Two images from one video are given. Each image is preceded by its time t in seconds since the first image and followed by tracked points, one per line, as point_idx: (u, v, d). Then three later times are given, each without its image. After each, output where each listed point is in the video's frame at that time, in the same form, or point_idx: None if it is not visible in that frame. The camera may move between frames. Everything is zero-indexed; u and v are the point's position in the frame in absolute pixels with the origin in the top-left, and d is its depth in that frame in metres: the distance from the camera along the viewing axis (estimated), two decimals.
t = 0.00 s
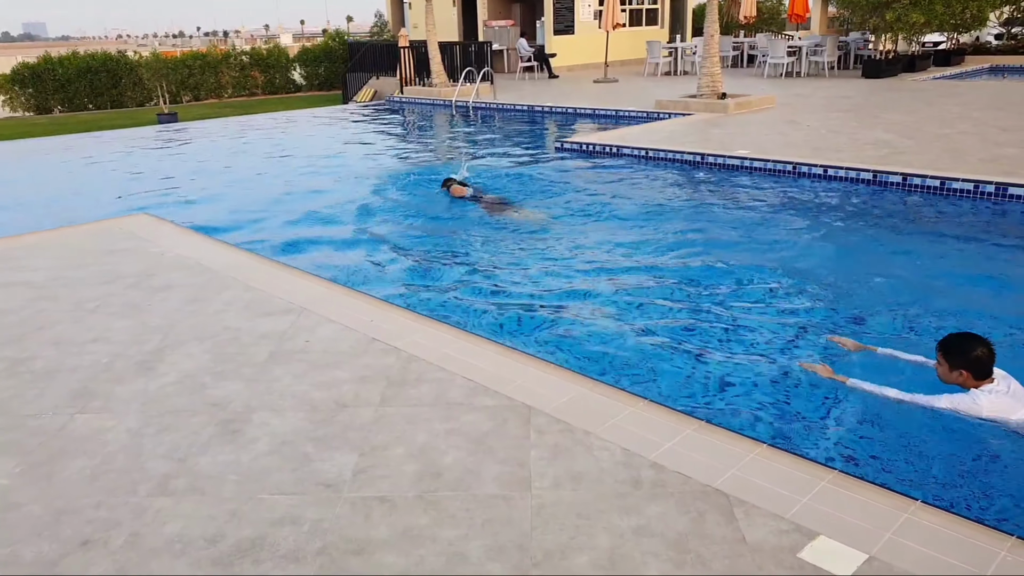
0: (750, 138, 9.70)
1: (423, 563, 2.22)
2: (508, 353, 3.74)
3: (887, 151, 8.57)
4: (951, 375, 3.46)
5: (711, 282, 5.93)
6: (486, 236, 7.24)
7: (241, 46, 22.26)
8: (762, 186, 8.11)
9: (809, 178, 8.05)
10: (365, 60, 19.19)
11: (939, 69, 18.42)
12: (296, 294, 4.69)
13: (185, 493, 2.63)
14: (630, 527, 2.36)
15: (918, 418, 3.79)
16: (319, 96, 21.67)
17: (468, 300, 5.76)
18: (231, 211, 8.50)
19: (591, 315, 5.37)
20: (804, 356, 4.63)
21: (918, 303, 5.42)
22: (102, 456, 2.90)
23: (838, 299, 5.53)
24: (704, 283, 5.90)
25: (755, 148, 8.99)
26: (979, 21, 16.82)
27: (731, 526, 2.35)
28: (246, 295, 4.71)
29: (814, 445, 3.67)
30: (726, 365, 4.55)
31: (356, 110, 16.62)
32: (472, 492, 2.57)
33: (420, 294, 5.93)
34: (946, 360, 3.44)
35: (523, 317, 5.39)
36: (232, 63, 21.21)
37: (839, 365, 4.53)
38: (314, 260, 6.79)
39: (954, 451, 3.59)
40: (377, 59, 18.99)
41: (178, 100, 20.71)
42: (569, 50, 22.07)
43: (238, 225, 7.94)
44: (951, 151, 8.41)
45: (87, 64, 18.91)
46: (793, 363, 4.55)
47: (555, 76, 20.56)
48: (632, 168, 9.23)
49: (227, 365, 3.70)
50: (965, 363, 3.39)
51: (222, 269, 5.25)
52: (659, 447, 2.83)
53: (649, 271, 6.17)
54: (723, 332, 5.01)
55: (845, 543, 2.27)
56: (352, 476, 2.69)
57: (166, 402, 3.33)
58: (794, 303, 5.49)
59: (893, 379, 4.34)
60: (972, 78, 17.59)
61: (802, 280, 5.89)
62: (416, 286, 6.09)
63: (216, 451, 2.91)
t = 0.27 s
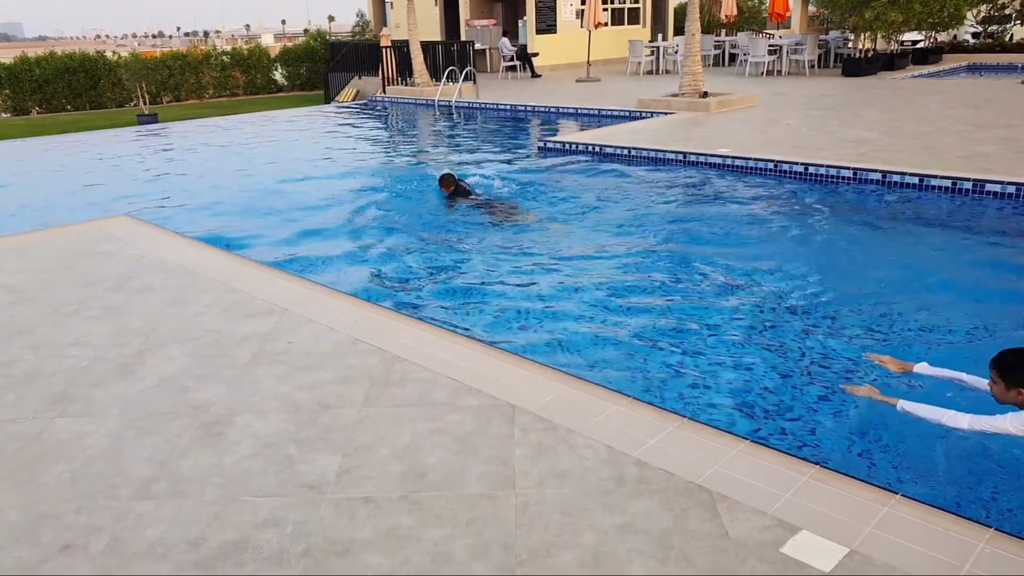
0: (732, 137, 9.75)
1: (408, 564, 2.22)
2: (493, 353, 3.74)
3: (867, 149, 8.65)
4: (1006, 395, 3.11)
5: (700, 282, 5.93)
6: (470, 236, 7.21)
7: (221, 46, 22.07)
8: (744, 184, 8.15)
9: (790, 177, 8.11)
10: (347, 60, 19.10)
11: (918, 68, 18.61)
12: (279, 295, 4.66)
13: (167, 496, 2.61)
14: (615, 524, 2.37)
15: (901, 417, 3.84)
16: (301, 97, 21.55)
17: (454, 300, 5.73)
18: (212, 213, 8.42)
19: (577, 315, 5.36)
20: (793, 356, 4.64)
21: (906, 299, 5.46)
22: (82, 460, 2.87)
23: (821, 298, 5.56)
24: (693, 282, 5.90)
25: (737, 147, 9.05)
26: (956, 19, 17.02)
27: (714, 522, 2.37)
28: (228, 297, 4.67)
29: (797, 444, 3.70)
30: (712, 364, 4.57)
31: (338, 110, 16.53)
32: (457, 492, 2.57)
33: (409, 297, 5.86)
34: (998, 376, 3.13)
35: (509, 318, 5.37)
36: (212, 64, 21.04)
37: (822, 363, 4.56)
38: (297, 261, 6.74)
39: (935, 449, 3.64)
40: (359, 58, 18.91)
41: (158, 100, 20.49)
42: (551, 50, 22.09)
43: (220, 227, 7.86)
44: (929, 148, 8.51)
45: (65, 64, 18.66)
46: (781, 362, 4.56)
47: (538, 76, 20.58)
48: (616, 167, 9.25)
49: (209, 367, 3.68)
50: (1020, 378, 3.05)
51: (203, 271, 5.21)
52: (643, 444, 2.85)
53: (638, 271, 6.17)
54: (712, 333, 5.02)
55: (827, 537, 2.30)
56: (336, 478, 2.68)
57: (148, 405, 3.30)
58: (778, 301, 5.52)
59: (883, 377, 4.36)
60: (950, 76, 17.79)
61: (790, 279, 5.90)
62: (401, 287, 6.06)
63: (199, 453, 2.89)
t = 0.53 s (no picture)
0: (714, 138, 9.81)
1: (394, 568, 2.21)
2: (479, 355, 3.73)
3: (847, 149, 8.73)
4: None
5: (688, 282, 5.94)
6: (456, 239, 7.20)
7: (202, 49, 21.92)
8: (726, 184, 8.20)
9: (771, 176, 8.18)
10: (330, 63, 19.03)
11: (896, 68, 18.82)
12: (262, 300, 4.64)
13: (150, 505, 2.59)
14: (601, 524, 2.38)
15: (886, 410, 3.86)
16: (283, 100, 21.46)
17: (439, 303, 5.71)
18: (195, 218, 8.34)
19: (563, 316, 5.36)
20: (778, 353, 4.67)
21: (892, 296, 5.50)
22: (63, 470, 2.84)
23: (805, 296, 5.60)
24: (681, 283, 5.91)
25: (719, 148, 9.10)
26: (932, 20, 17.24)
27: (699, 521, 2.38)
28: (210, 302, 4.64)
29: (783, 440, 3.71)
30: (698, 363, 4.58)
31: (320, 114, 16.47)
32: (442, 496, 2.57)
33: (397, 302, 5.81)
34: None
35: (495, 320, 5.36)
36: (193, 68, 20.89)
37: (806, 360, 4.58)
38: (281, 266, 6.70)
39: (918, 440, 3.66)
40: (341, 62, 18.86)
41: (139, 105, 20.32)
42: (534, 52, 22.14)
43: (202, 232, 7.79)
44: (908, 148, 8.61)
45: (43, 69, 18.45)
46: (771, 361, 4.57)
47: (520, 78, 20.62)
48: (600, 169, 9.27)
49: (191, 373, 3.65)
50: None
51: (186, 277, 5.17)
52: (628, 444, 2.86)
53: (626, 272, 6.17)
54: (702, 333, 5.02)
55: (810, 533, 2.31)
56: (321, 483, 2.67)
57: (129, 413, 3.27)
58: (762, 300, 5.55)
59: (870, 374, 4.39)
60: (927, 76, 18.01)
61: (777, 278, 5.92)
62: (386, 291, 6.03)
63: (181, 461, 2.87)
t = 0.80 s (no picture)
0: (701, 134, 9.85)
1: (382, 566, 2.21)
2: (468, 353, 3.72)
3: (832, 145, 8.78)
4: None
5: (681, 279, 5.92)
6: (446, 236, 7.16)
7: (188, 46, 21.73)
8: (714, 180, 8.23)
9: (758, 172, 8.22)
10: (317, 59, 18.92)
11: (880, 65, 18.94)
12: (249, 299, 4.61)
13: (135, 505, 2.57)
14: (590, 519, 2.38)
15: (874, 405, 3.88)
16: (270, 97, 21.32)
17: (430, 301, 5.69)
18: (182, 216, 8.27)
19: (554, 314, 5.35)
20: (768, 348, 4.68)
21: (883, 292, 5.52)
22: (47, 471, 2.82)
23: (794, 292, 5.61)
24: (674, 280, 5.88)
25: (706, 144, 9.13)
26: (915, 16, 17.36)
27: (687, 515, 2.39)
28: (196, 301, 4.60)
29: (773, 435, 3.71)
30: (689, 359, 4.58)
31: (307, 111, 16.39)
32: (431, 493, 2.56)
33: (387, 299, 5.79)
34: None
35: (486, 317, 5.35)
36: (179, 64, 20.71)
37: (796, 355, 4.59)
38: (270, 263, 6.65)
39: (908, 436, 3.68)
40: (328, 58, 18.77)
41: (123, 102, 20.12)
42: (521, 49, 22.12)
43: (189, 230, 7.73)
44: (892, 143, 8.67)
45: (25, 65, 18.21)
46: (766, 357, 4.55)
47: (508, 75, 20.59)
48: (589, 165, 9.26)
49: (177, 373, 3.62)
50: None
51: (171, 275, 5.13)
52: (616, 439, 2.86)
53: (619, 270, 6.14)
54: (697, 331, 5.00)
55: (798, 526, 2.33)
56: (309, 481, 2.66)
57: (114, 413, 3.24)
58: (752, 295, 5.56)
59: (860, 368, 4.40)
60: (910, 73, 18.15)
61: (768, 274, 5.93)
62: (376, 289, 6.00)
63: (167, 461, 2.85)
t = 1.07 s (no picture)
0: (690, 125, 9.85)
1: (372, 557, 2.21)
2: (459, 345, 3.71)
3: (821, 136, 8.81)
4: None
5: (674, 272, 5.91)
6: (437, 228, 7.14)
7: (175, 36, 21.59)
8: (703, 171, 8.25)
9: (747, 163, 8.24)
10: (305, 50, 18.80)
11: (868, 57, 18.99)
12: (238, 291, 4.58)
13: (123, 498, 2.56)
14: (579, 510, 2.39)
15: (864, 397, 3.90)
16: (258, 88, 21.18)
17: (420, 293, 5.67)
18: (170, 208, 8.21)
19: (545, 305, 5.35)
20: (758, 340, 4.70)
21: (876, 284, 5.53)
22: (34, 464, 2.80)
23: (784, 283, 5.63)
24: (666, 273, 5.88)
25: (695, 136, 9.14)
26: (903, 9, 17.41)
27: (676, 505, 2.40)
28: (185, 293, 4.58)
29: (762, 427, 3.72)
30: (679, 350, 4.60)
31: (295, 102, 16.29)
32: (420, 484, 2.57)
33: (378, 291, 5.77)
34: None
35: (477, 309, 5.34)
36: (165, 55, 20.61)
37: (785, 347, 4.61)
38: (260, 256, 6.62)
39: (896, 428, 3.70)
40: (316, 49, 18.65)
41: (109, 93, 20.01)
42: (511, 40, 22.04)
43: (177, 222, 7.68)
44: (881, 135, 8.70)
45: (10, 56, 18.03)
46: (756, 349, 4.57)
47: (497, 66, 20.53)
48: (579, 157, 9.25)
49: (165, 365, 3.61)
50: None
51: (159, 267, 5.10)
52: (605, 430, 2.87)
53: (609, 262, 6.14)
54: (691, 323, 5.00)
55: (784, 515, 2.35)
56: (298, 473, 2.66)
57: (101, 406, 3.23)
58: (742, 286, 5.58)
59: (847, 359, 4.43)
60: (898, 65, 18.20)
61: (757, 265, 5.95)
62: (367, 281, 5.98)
63: (156, 453, 2.84)
